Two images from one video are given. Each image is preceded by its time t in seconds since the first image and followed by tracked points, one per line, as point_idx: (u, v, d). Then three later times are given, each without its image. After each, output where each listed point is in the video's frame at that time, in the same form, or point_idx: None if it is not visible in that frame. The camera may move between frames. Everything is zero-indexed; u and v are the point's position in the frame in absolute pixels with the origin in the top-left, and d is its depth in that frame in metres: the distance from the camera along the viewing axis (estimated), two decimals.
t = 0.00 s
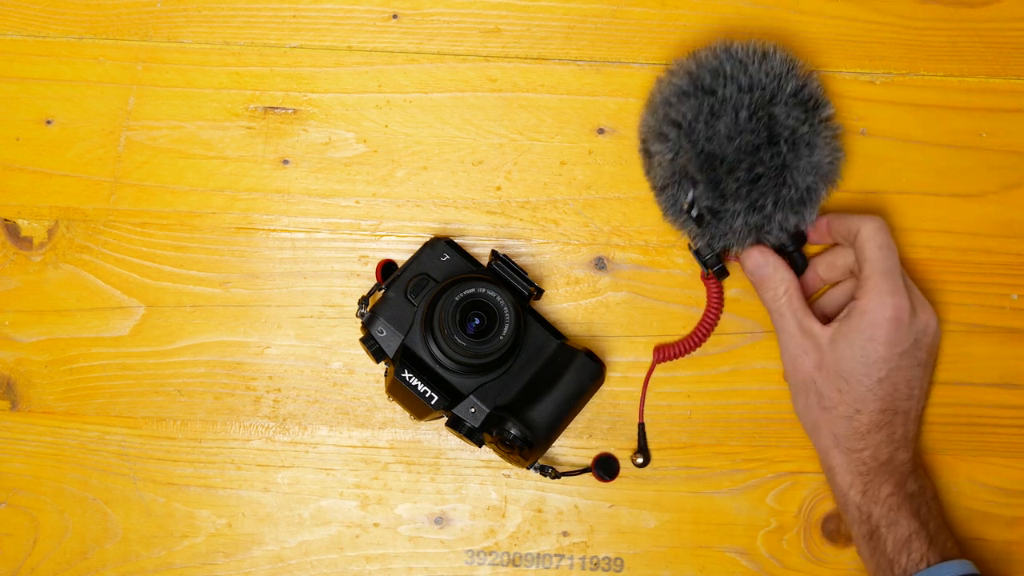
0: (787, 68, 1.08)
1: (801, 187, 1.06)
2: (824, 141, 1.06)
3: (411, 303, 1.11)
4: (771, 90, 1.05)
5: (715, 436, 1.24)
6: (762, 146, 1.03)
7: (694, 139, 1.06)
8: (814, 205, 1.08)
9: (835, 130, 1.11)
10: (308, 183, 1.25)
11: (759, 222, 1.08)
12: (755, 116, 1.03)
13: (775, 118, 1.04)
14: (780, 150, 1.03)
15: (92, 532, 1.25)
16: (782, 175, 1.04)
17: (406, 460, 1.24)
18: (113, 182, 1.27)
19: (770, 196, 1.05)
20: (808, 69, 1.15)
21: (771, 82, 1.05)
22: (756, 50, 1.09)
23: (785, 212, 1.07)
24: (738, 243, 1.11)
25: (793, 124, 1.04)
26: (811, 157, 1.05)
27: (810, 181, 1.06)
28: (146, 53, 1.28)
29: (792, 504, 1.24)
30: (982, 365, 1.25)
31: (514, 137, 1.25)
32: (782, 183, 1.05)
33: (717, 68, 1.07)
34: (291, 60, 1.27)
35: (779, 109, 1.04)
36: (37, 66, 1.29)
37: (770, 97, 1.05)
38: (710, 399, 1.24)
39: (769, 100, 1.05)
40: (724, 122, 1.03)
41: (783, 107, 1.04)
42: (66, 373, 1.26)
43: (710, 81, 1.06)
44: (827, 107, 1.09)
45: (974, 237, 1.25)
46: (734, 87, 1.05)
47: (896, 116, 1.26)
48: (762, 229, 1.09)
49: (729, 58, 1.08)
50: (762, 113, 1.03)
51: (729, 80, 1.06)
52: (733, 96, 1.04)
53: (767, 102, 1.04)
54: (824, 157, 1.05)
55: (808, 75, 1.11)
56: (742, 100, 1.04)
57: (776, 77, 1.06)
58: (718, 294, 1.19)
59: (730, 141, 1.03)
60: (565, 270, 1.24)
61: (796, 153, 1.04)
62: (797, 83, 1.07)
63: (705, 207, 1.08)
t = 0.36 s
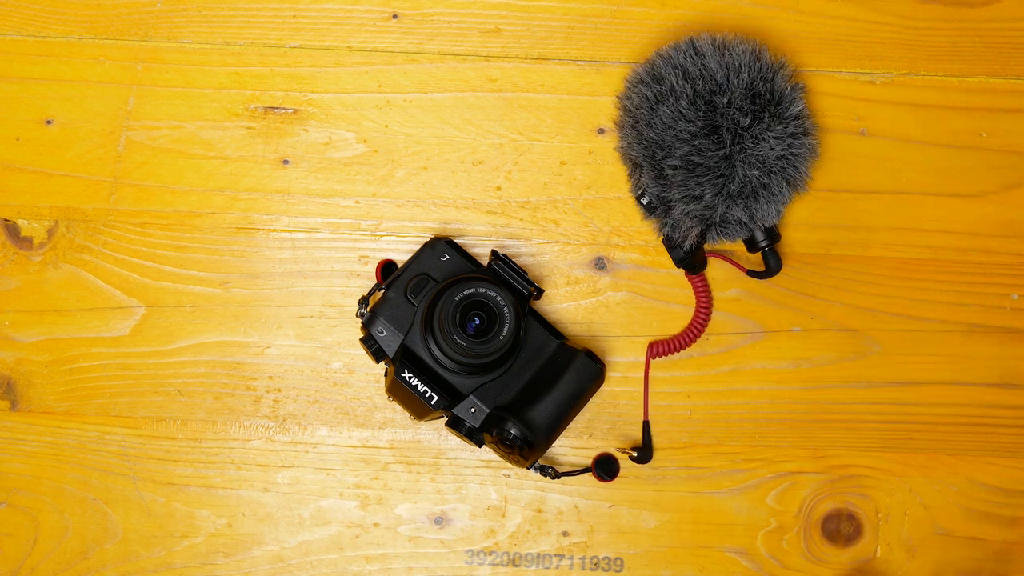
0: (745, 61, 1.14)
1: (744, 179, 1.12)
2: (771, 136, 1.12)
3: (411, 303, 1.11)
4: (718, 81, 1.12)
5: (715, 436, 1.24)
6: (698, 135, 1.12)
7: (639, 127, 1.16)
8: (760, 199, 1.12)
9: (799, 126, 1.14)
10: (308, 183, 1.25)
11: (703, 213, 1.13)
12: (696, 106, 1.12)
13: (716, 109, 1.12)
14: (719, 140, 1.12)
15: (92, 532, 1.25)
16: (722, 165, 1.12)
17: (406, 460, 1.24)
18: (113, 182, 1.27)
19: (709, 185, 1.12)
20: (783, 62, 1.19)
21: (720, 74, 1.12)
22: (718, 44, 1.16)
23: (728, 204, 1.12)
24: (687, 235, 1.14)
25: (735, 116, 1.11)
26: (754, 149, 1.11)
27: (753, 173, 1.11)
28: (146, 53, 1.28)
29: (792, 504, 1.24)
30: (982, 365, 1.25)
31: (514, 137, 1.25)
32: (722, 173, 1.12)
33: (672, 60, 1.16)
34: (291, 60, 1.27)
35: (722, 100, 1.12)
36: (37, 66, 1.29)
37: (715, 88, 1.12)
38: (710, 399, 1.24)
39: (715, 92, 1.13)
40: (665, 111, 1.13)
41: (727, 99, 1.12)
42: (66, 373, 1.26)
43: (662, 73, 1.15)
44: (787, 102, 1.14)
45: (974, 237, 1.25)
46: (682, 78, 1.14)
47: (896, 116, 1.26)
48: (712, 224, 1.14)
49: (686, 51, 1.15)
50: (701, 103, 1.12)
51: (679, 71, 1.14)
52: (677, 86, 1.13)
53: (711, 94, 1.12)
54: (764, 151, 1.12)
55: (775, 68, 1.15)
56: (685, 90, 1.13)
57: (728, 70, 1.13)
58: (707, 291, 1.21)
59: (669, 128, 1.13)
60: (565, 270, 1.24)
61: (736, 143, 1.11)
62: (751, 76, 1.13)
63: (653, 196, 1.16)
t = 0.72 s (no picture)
0: (745, 61, 1.14)
1: (744, 179, 1.12)
2: (770, 136, 1.12)
3: (411, 303, 1.11)
4: (718, 81, 1.12)
5: (715, 436, 1.24)
6: (699, 135, 1.12)
7: (638, 127, 1.16)
8: (760, 200, 1.12)
9: (799, 126, 1.14)
10: (308, 183, 1.25)
11: (703, 213, 1.13)
12: (697, 106, 1.12)
13: (716, 109, 1.12)
14: (719, 140, 1.12)
15: (92, 532, 1.25)
16: (722, 164, 1.12)
17: (406, 460, 1.24)
18: (113, 182, 1.27)
19: (709, 185, 1.12)
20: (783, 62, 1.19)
21: (720, 73, 1.12)
22: (718, 43, 1.16)
23: (728, 204, 1.12)
24: (687, 235, 1.14)
25: (735, 116, 1.11)
26: (754, 149, 1.11)
27: (753, 173, 1.11)
28: (146, 53, 1.28)
29: (792, 504, 1.24)
30: (982, 365, 1.25)
31: (514, 137, 1.25)
32: (722, 173, 1.12)
33: (672, 59, 1.16)
34: (291, 60, 1.27)
35: (722, 100, 1.12)
36: (37, 66, 1.29)
37: (716, 88, 1.12)
38: (710, 399, 1.24)
39: (715, 91, 1.13)
40: (665, 111, 1.13)
41: (727, 99, 1.12)
42: (66, 373, 1.26)
43: (662, 73, 1.15)
44: (786, 102, 1.14)
45: (974, 237, 1.25)
46: (682, 78, 1.14)
47: (896, 116, 1.26)
48: (712, 224, 1.14)
49: (686, 51, 1.16)
50: (701, 103, 1.12)
51: (679, 71, 1.14)
52: (677, 86, 1.14)
53: (710, 94, 1.12)
54: (764, 150, 1.12)
55: (775, 68, 1.15)
56: (685, 89, 1.13)
57: (727, 70, 1.13)
58: (706, 290, 1.21)
59: (669, 128, 1.13)
60: (565, 270, 1.24)
61: (736, 143, 1.12)
62: (751, 76, 1.13)
63: (653, 196, 1.16)
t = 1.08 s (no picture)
0: (745, 61, 1.14)
1: (744, 179, 1.12)
2: (770, 136, 1.12)
3: (411, 303, 1.11)
4: (718, 81, 1.12)
5: (715, 436, 1.24)
6: (699, 136, 1.12)
7: (638, 127, 1.16)
8: (760, 200, 1.12)
9: (799, 126, 1.14)
10: (308, 183, 1.25)
11: (703, 213, 1.13)
12: (697, 106, 1.12)
13: (716, 109, 1.12)
14: (719, 140, 1.12)
15: (92, 532, 1.25)
16: (722, 165, 1.12)
17: (406, 460, 1.24)
18: (113, 182, 1.27)
19: (709, 185, 1.12)
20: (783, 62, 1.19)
21: (720, 73, 1.12)
22: (718, 43, 1.16)
23: (728, 204, 1.12)
24: (687, 235, 1.14)
25: (734, 117, 1.11)
26: (753, 149, 1.11)
27: (752, 174, 1.11)
28: (146, 53, 1.28)
29: (792, 504, 1.24)
30: (982, 365, 1.25)
31: (514, 137, 1.25)
32: (722, 173, 1.12)
33: (672, 59, 1.16)
34: (291, 60, 1.27)
35: (722, 100, 1.12)
36: (37, 65, 1.29)
37: (716, 88, 1.12)
38: (710, 399, 1.24)
39: (715, 91, 1.12)
40: (665, 111, 1.13)
41: (727, 99, 1.12)
42: (66, 373, 1.26)
43: (662, 73, 1.15)
44: (786, 102, 1.14)
45: (974, 237, 1.25)
46: (682, 78, 1.14)
47: (896, 116, 1.26)
48: (711, 224, 1.14)
49: (686, 51, 1.16)
50: (701, 103, 1.12)
51: (679, 71, 1.14)
52: (677, 86, 1.13)
53: (710, 94, 1.12)
54: (764, 151, 1.12)
55: (775, 68, 1.15)
56: (685, 89, 1.13)
57: (727, 70, 1.13)
58: (706, 289, 1.21)
59: (669, 128, 1.13)
60: (565, 270, 1.24)
61: (736, 143, 1.12)
62: (751, 76, 1.13)
63: (653, 196, 1.16)
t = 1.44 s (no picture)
0: (745, 61, 1.13)
1: (744, 179, 1.12)
2: (770, 135, 1.12)
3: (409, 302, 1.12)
4: (718, 81, 1.12)
5: (715, 436, 1.24)
6: (699, 135, 1.12)
7: (638, 127, 1.16)
8: (760, 200, 1.12)
9: (799, 126, 1.14)
10: (308, 183, 1.25)
11: (703, 213, 1.13)
12: (696, 106, 1.12)
13: (716, 110, 1.12)
14: (719, 140, 1.12)
15: (92, 532, 1.25)
16: (722, 165, 1.12)
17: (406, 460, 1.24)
18: (113, 182, 1.27)
19: (709, 185, 1.12)
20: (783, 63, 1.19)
21: (720, 73, 1.12)
22: (718, 43, 1.16)
23: (728, 204, 1.12)
24: (687, 235, 1.14)
25: (734, 117, 1.11)
26: (753, 149, 1.11)
27: (753, 173, 1.11)
28: (146, 53, 1.28)
29: (792, 504, 1.24)
30: (982, 365, 1.25)
31: (514, 137, 1.25)
32: (722, 173, 1.12)
33: (671, 59, 1.16)
34: (291, 60, 1.27)
35: (722, 100, 1.11)
36: (37, 66, 1.29)
37: (715, 88, 1.12)
38: (710, 399, 1.24)
39: (715, 91, 1.12)
40: (665, 111, 1.13)
41: (727, 99, 1.12)
42: (66, 373, 1.26)
43: (662, 73, 1.15)
44: (786, 103, 1.14)
45: (974, 237, 1.25)
46: (682, 78, 1.14)
47: (896, 116, 1.26)
48: (712, 223, 1.14)
49: (686, 51, 1.15)
50: (701, 103, 1.12)
51: (678, 71, 1.14)
52: (677, 86, 1.13)
53: (711, 94, 1.12)
54: (764, 150, 1.11)
55: (775, 68, 1.15)
56: (685, 89, 1.13)
57: (727, 70, 1.13)
58: (705, 288, 1.21)
59: (669, 128, 1.13)
60: (565, 270, 1.24)
61: (736, 143, 1.11)
62: (751, 76, 1.13)
63: (654, 196, 1.16)
